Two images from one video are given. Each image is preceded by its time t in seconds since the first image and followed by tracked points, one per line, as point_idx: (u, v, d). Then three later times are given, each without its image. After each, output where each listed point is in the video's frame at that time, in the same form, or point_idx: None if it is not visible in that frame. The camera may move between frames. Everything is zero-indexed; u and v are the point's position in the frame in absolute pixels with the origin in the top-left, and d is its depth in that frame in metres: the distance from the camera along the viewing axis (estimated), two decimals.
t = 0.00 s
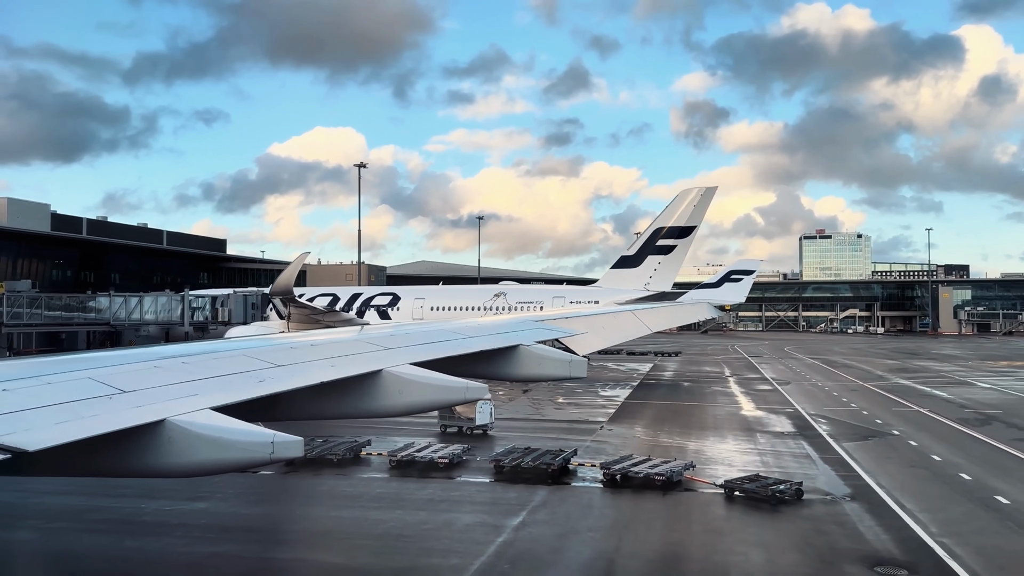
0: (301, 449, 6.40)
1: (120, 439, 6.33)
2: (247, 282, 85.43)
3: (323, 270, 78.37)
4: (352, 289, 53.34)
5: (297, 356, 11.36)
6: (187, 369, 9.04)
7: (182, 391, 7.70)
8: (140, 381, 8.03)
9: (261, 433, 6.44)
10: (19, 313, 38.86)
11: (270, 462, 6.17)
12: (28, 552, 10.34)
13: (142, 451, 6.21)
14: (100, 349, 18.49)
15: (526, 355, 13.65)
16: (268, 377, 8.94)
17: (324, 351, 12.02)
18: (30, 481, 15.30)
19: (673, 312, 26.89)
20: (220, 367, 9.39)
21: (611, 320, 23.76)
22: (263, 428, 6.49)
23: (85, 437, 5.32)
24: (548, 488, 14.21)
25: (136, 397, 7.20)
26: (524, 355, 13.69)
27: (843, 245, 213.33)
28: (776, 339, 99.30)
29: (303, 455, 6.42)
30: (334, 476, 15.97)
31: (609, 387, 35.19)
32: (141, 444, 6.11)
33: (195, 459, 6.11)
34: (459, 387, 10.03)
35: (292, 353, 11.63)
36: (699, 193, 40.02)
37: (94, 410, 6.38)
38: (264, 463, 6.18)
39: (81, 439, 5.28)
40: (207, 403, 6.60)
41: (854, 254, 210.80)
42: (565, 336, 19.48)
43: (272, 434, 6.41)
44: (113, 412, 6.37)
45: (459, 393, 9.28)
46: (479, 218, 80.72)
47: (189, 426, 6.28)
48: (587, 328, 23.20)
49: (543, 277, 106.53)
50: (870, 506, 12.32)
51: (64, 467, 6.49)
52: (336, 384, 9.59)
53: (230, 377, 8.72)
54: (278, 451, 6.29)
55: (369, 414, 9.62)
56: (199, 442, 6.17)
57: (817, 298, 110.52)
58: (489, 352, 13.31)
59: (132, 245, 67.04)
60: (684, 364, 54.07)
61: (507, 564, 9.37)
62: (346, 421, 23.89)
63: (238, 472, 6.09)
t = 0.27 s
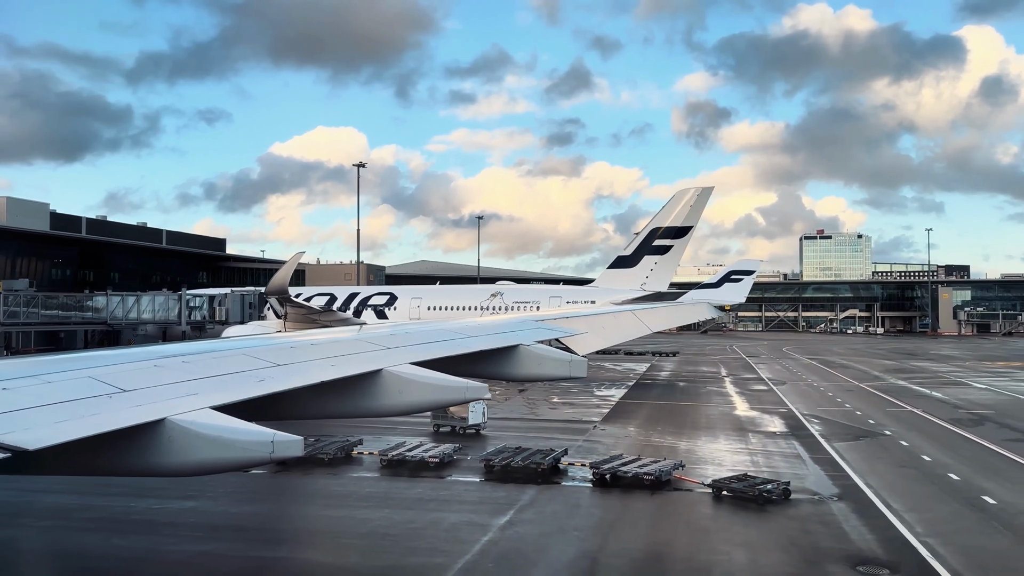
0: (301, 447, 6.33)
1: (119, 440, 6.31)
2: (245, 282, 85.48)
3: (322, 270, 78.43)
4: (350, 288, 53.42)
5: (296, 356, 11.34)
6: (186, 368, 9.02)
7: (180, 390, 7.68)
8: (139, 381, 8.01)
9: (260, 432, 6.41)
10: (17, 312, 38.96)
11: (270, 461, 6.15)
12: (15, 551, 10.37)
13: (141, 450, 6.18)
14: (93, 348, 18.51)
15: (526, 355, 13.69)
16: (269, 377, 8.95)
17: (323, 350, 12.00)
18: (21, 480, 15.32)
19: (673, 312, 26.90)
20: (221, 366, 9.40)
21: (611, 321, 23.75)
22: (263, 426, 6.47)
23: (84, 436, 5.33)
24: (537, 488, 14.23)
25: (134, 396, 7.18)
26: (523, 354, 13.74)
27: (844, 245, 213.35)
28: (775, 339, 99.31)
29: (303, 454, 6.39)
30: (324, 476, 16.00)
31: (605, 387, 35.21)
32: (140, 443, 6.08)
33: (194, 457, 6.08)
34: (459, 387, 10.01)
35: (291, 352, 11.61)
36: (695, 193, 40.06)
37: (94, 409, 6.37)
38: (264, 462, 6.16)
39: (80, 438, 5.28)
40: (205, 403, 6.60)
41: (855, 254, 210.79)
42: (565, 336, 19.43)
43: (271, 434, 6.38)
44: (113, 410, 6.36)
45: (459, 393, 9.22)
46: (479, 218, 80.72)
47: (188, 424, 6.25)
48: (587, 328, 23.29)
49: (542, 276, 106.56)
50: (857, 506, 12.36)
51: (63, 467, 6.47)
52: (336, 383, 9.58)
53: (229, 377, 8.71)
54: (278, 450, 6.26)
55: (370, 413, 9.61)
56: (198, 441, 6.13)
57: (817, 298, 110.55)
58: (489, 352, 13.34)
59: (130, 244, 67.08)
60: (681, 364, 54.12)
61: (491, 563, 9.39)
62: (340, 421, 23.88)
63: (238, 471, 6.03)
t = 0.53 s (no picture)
0: (301, 447, 6.32)
1: (119, 438, 6.29)
2: (244, 282, 85.50)
3: (321, 269, 78.46)
4: (347, 288, 53.50)
5: (296, 356, 11.33)
6: (185, 367, 9.01)
7: (180, 390, 7.68)
8: (139, 380, 8.00)
9: (260, 431, 6.39)
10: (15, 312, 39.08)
11: (269, 461, 6.14)
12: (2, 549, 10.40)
13: (140, 450, 6.16)
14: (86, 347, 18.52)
15: (525, 355, 13.67)
16: (268, 376, 8.94)
17: (323, 350, 11.99)
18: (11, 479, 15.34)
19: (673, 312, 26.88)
20: (221, 366, 9.40)
21: (610, 321, 23.75)
22: (262, 426, 6.46)
23: (84, 436, 5.32)
24: (526, 487, 14.26)
25: (134, 396, 7.17)
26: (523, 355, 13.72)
27: (844, 246, 213.30)
28: (775, 339, 99.27)
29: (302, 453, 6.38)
30: (314, 475, 16.03)
31: (600, 387, 35.24)
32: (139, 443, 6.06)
33: (194, 457, 6.06)
34: (458, 387, 10.01)
35: (291, 352, 11.60)
36: (691, 193, 40.06)
37: (95, 409, 6.36)
38: (264, 462, 6.15)
39: (81, 438, 5.28)
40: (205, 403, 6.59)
41: (855, 255, 210.73)
42: (564, 336, 19.41)
43: (271, 433, 6.37)
44: (114, 410, 6.36)
45: (459, 393, 9.22)
46: (478, 217, 80.73)
47: (188, 424, 6.23)
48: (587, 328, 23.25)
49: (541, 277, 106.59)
50: (844, 506, 12.38)
51: (64, 466, 6.45)
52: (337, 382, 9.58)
53: (229, 377, 8.70)
54: (278, 450, 6.26)
55: (370, 413, 9.61)
56: (199, 441, 6.10)
57: (817, 299, 110.50)
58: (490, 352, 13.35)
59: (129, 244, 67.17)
60: (679, 365, 54.13)
61: (474, 562, 9.42)
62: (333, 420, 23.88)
63: (239, 470, 6.01)
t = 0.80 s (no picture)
0: (300, 447, 6.34)
1: (119, 438, 6.29)
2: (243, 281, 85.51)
3: (320, 269, 78.49)
4: (345, 288, 53.53)
5: (295, 356, 11.35)
6: (185, 367, 9.02)
7: (180, 390, 7.70)
8: (138, 381, 8.02)
9: (259, 432, 6.40)
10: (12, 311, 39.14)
11: (269, 461, 6.15)
12: None
13: (140, 450, 6.16)
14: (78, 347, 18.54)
15: (526, 357, 13.68)
16: (268, 376, 8.98)
17: (322, 350, 12.01)
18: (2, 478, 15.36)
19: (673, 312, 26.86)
20: (221, 366, 9.43)
21: (610, 322, 23.77)
22: (262, 426, 6.47)
23: (84, 436, 5.33)
24: (514, 487, 14.29)
25: (133, 396, 7.19)
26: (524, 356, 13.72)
27: (844, 246, 213.26)
28: (774, 340, 99.25)
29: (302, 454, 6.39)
30: (304, 475, 16.06)
31: (595, 388, 35.26)
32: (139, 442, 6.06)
33: (194, 457, 6.06)
34: (458, 387, 10.06)
35: (290, 352, 11.61)
36: (688, 194, 40.04)
37: (95, 409, 6.38)
38: (263, 462, 6.16)
39: (80, 437, 5.29)
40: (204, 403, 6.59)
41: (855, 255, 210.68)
42: (564, 337, 19.41)
43: (271, 434, 6.38)
44: (114, 410, 6.38)
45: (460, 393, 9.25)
46: (478, 218, 80.70)
47: (188, 424, 6.24)
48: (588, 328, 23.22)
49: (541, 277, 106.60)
50: (831, 506, 12.43)
51: (63, 466, 6.44)
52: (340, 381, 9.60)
53: (228, 377, 8.71)
54: (277, 450, 6.27)
55: (370, 413, 9.63)
56: (199, 441, 6.11)
57: (818, 299, 110.48)
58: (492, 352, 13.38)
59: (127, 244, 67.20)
60: (676, 365, 54.16)
61: (458, 561, 9.47)
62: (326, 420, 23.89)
63: (239, 470, 6.01)
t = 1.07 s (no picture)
0: (301, 447, 6.30)
1: (119, 438, 6.27)
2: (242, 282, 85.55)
3: (319, 270, 78.54)
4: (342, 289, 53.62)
5: (295, 357, 11.35)
6: (185, 368, 9.03)
7: (180, 390, 7.70)
8: (137, 381, 8.02)
9: (259, 432, 6.37)
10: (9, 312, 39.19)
11: (268, 461, 6.10)
12: None
13: (139, 450, 6.13)
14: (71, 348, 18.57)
15: (524, 356, 13.62)
16: (268, 376, 8.99)
17: (322, 351, 12.00)
18: None
19: (673, 313, 26.87)
20: (221, 366, 9.44)
21: (610, 322, 23.78)
22: (262, 427, 6.43)
23: (83, 436, 5.32)
24: (503, 487, 14.32)
25: (133, 396, 7.20)
26: (522, 355, 13.66)
27: (845, 248, 213.24)
28: (774, 341, 99.23)
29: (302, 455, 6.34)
30: (295, 475, 16.08)
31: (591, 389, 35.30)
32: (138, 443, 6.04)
33: (193, 458, 6.02)
34: (458, 387, 10.06)
35: (290, 353, 11.62)
36: (684, 194, 40.10)
37: (94, 409, 6.39)
38: (263, 462, 6.11)
39: (79, 437, 5.29)
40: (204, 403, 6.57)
41: (856, 256, 210.62)
42: (563, 337, 19.42)
43: (271, 434, 6.34)
44: (114, 410, 6.38)
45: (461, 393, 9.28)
46: (478, 218, 80.77)
47: (188, 425, 6.21)
48: (587, 329, 23.24)
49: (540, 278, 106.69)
50: (817, 506, 12.46)
51: (64, 466, 6.43)
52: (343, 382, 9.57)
53: (229, 377, 8.72)
54: (277, 450, 6.22)
55: (370, 413, 9.63)
56: (198, 441, 6.09)
57: (818, 300, 110.46)
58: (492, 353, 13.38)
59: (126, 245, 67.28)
60: (673, 366, 54.19)
61: (441, 560, 9.49)
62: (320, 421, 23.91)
63: (239, 470, 5.97)
